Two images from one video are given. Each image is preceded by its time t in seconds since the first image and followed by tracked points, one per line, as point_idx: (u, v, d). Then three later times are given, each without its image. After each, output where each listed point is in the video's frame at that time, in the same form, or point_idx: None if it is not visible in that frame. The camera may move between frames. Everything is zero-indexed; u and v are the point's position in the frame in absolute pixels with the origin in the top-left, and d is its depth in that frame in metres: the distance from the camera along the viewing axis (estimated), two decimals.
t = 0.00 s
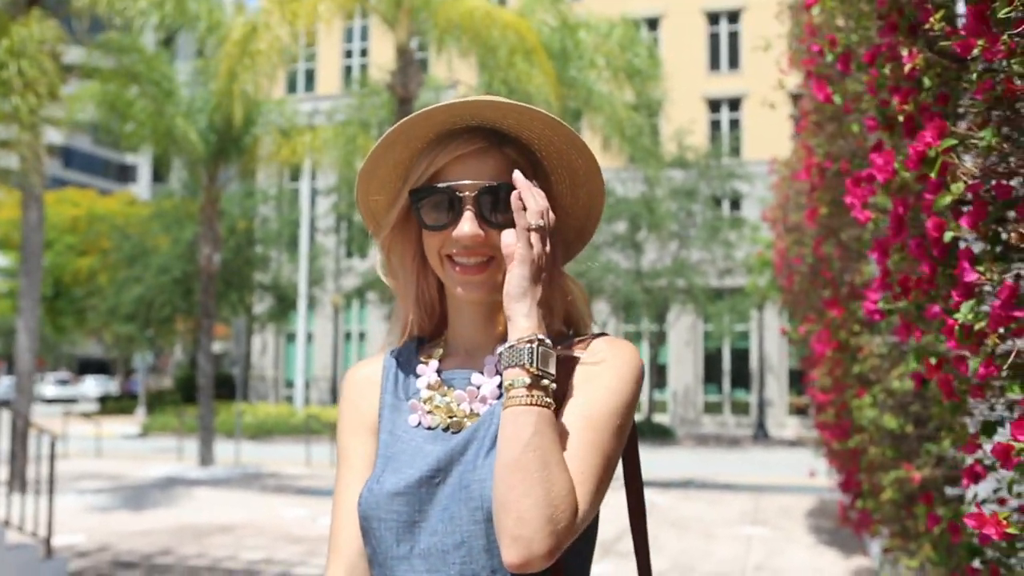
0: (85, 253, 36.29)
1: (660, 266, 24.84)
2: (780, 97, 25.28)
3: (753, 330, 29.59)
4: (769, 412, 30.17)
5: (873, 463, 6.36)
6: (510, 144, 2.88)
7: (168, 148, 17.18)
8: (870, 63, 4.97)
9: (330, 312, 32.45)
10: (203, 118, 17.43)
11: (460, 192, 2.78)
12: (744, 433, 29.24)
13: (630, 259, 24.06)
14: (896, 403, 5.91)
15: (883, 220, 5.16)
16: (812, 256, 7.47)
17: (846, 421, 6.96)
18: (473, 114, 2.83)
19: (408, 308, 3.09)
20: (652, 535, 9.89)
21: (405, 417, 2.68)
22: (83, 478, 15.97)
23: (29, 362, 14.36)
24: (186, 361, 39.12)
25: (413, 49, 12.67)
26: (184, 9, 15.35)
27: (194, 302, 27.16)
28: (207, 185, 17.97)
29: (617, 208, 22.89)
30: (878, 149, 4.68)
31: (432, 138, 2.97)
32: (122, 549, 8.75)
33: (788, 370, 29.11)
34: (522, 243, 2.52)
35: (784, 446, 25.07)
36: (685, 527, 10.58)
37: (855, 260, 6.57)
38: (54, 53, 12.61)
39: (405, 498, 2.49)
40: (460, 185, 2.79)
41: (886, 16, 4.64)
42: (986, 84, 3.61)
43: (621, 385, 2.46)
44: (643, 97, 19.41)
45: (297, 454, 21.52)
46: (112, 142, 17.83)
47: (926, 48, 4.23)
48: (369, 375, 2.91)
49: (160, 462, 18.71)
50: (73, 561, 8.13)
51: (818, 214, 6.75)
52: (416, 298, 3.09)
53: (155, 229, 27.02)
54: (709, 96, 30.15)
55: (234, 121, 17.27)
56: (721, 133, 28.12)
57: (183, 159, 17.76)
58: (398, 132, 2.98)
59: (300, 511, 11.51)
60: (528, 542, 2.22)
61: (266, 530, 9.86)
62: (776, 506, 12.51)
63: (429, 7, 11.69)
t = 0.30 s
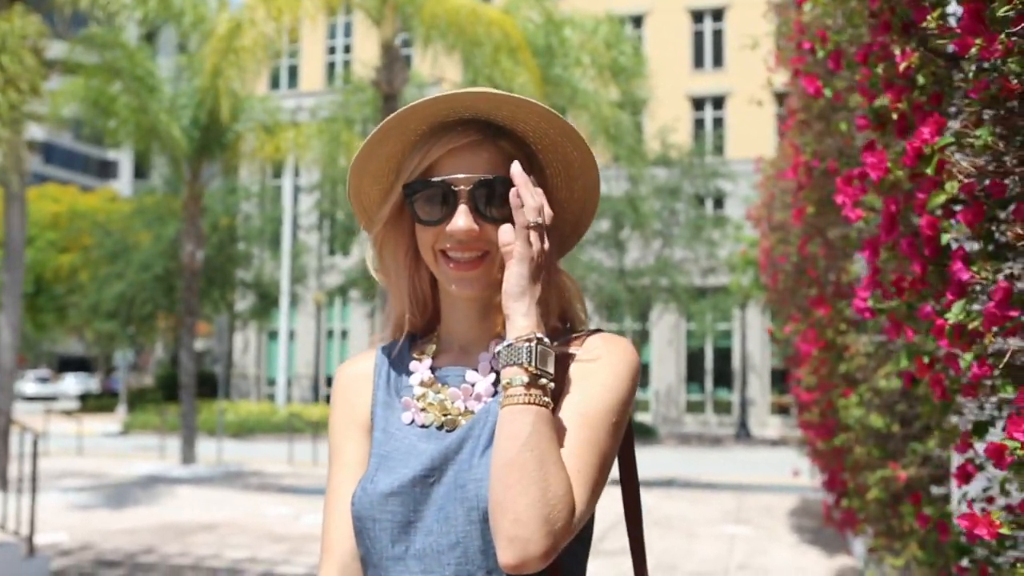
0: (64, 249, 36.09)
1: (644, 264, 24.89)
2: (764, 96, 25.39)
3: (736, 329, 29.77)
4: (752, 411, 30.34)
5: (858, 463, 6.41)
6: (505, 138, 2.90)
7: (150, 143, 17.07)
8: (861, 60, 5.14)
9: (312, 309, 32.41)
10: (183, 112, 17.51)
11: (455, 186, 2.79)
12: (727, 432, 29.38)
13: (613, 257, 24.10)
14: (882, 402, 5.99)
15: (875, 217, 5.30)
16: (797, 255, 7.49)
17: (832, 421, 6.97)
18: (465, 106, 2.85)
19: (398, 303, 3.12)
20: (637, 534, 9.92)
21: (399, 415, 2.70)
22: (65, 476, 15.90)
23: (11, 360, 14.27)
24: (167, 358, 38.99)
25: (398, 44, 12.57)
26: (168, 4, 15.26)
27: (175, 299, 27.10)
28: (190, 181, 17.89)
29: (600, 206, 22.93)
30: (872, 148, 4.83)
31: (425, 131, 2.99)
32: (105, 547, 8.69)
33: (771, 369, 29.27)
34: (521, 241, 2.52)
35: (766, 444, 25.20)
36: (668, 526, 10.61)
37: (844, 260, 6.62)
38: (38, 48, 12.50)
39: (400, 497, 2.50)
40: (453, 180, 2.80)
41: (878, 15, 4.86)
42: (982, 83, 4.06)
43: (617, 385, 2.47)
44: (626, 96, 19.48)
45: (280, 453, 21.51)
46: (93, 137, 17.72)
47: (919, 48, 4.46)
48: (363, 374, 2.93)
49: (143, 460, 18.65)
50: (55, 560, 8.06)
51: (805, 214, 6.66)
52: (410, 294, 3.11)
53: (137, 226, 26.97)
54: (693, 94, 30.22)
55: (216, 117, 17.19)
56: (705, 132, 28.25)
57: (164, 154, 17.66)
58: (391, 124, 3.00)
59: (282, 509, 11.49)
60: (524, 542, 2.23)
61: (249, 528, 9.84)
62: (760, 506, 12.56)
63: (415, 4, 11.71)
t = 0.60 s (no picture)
0: (34, 245, 35.89)
1: (619, 262, 25.00)
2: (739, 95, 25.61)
3: (711, 328, 30.06)
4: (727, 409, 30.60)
5: (838, 461, 6.50)
6: (503, 129, 2.88)
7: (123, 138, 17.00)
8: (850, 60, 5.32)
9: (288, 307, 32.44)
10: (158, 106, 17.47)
11: (452, 181, 2.78)
12: (701, 430, 29.61)
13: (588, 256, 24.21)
14: (862, 400, 6.08)
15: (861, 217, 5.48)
16: (776, 254, 7.56)
17: (810, 419, 7.04)
18: (463, 97, 2.84)
19: (389, 298, 3.03)
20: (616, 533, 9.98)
21: (394, 412, 2.70)
22: (38, 474, 15.84)
23: None
24: (140, 355, 38.88)
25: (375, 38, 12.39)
26: None
27: (149, 296, 27.10)
28: (164, 177, 17.85)
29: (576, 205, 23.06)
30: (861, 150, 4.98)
31: (424, 121, 2.96)
32: (81, 545, 8.66)
33: (747, 367, 29.55)
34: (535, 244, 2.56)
35: (740, 443, 25.42)
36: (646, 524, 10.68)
37: (824, 260, 6.70)
38: (13, 43, 12.43)
39: (395, 497, 2.53)
40: (452, 175, 2.79)
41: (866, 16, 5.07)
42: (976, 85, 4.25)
43: (615, 381, 2.48)
44: (604, 95, 19.61)
45: (256, 451, 21.55)
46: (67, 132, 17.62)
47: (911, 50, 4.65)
48: (358, 367, 2.89)
49: (118, 459, 18.62)
50: (30, 559, 8.01)
51: (785, 213, 6.74)
52: (406, 291, 3.04)
53: (111, 222, 26.97)
54: (668, 93, 30.43)
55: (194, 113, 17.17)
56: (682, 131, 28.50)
57: (139, 149, 17.66)
58: (388, 115, 2.97)
59: (259, 507, 11.50)
60: (521, 543, 2.24)
61: (226, 526, 9.82)
62: (736, 504, 12.68)
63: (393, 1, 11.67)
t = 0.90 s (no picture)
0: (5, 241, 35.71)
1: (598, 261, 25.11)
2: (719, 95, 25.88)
3: (689, 327, 30.37)
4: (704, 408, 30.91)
5: (819, 458, 6.58)
6: (505, 127, 2.86)
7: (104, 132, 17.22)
8: (838, 62, 5.46)
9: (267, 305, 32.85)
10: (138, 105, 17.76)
11: (454, 180, 2.75)
12: (677, 427, 29.86)
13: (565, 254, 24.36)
14: (843, 399, 6.18)
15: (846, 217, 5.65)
16: (756, 253, 7.64)
17: (790, 418, 7.10)
18: (464, 96, 2.82)
19: (394, 298, 3.03)
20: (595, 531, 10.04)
21: (393, 412, 2.64)
22: (15, 472, 15.85)
23: None
24: (115, 352, 38.82)
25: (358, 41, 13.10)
26: None
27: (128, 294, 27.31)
28: (144, 175, 17.90)
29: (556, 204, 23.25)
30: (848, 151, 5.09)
31: (424, 119, 2.93)
32: (58, 545, 8.61)
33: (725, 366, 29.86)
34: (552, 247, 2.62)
35: (718, 441, 25.66)
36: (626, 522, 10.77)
37: (806, 261, 6.83)
38: None
39: (394, 496, 2.48)
40: (453, 175, 2.76)
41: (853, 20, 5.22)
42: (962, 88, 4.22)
43: (617, 380, 2.45)
44: (585, 95, 19.79)
45: (235, 450, 21.73)
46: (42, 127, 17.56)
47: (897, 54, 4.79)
48: (360, 370, 2.84)
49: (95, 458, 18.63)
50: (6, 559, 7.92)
51: (768, 213, 6.84)
52: (404, 288, 3.03)
53: (88, 219, 27.15)
54: (648, 92, 30.64)
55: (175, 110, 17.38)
56: (662, 131, 28.76)
57: (117, 145, 17.76)
58: (388, 113, 2.94)
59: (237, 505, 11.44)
60: (517, 544, 2.22)
61: (205, 524, 9.81)
62: (714, 501, 12.84)
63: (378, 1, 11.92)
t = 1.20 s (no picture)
0: None
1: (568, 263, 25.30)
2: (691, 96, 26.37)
3: (660, 326, 30.84)
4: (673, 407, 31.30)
5: (791, 454, 6.58)
6: (507, 125, 2.77)
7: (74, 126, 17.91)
8: (818, 67, 5.46)
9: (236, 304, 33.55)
10: (111, 103, 18.30)
11: (458, 180, 2.68)
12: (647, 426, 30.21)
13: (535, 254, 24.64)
14: (816, 397, 6.22)
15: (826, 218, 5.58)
16: (731, 252, 7.74)
17: (763, 415, 7.13)
18: (465, 94, 2.71)
19: (404, 298, 2.95)
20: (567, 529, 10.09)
21: (401, 409, 2.60)
22: None
23: None
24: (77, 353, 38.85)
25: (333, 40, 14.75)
26: None
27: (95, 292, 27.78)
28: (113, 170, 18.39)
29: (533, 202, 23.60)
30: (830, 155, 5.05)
31: (427, 118, 2.82)
32: (24, 546, 8.57)
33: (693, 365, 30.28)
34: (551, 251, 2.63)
35: (688, 438, 26.01)
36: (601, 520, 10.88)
37: (778, 262, 6.90)
38: None
39: (398, 489, 2.45)
40: (456, 175, 2.69)
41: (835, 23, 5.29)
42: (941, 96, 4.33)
43: (622, 373, 2.37)
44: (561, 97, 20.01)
45: (204, 450, 22.12)
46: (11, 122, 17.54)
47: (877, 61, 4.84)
48: (370, 372, 2.79)
49: (61, 458, 18.73)
50: None
51: (746, 212, 6.86)
52: (412, 286, 2.94)
53: (55, 215, 27.82)
54: (621, 94, 31.17)
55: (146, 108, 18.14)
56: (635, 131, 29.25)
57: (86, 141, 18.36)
58: (391, 113, 2.83)
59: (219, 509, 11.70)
60: (510, 533, 2.20)
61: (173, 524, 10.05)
62: (687, 497, 13.01)
63: None
